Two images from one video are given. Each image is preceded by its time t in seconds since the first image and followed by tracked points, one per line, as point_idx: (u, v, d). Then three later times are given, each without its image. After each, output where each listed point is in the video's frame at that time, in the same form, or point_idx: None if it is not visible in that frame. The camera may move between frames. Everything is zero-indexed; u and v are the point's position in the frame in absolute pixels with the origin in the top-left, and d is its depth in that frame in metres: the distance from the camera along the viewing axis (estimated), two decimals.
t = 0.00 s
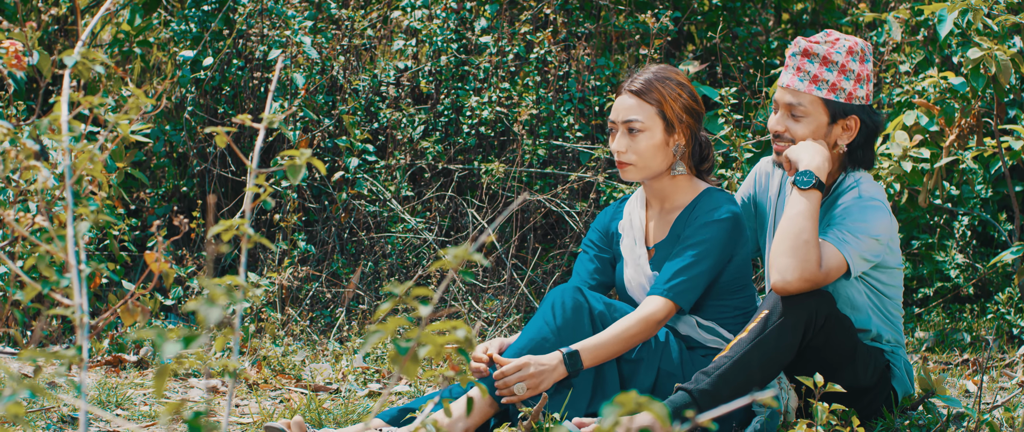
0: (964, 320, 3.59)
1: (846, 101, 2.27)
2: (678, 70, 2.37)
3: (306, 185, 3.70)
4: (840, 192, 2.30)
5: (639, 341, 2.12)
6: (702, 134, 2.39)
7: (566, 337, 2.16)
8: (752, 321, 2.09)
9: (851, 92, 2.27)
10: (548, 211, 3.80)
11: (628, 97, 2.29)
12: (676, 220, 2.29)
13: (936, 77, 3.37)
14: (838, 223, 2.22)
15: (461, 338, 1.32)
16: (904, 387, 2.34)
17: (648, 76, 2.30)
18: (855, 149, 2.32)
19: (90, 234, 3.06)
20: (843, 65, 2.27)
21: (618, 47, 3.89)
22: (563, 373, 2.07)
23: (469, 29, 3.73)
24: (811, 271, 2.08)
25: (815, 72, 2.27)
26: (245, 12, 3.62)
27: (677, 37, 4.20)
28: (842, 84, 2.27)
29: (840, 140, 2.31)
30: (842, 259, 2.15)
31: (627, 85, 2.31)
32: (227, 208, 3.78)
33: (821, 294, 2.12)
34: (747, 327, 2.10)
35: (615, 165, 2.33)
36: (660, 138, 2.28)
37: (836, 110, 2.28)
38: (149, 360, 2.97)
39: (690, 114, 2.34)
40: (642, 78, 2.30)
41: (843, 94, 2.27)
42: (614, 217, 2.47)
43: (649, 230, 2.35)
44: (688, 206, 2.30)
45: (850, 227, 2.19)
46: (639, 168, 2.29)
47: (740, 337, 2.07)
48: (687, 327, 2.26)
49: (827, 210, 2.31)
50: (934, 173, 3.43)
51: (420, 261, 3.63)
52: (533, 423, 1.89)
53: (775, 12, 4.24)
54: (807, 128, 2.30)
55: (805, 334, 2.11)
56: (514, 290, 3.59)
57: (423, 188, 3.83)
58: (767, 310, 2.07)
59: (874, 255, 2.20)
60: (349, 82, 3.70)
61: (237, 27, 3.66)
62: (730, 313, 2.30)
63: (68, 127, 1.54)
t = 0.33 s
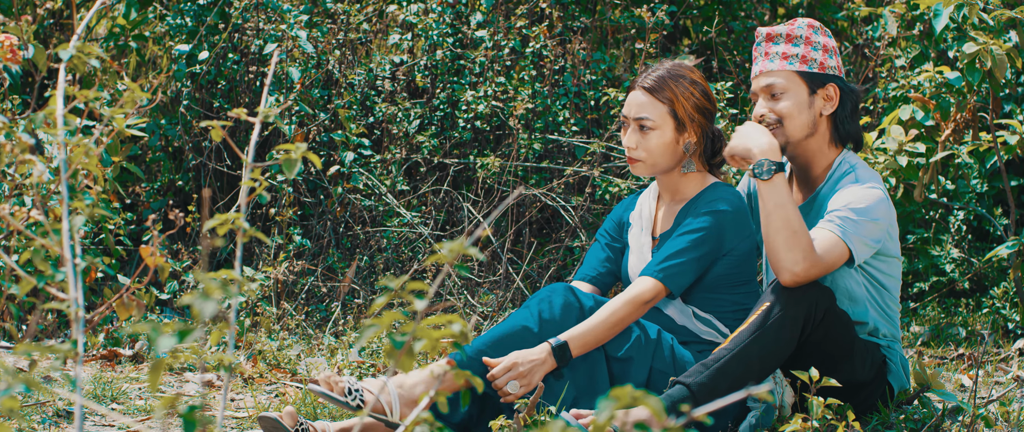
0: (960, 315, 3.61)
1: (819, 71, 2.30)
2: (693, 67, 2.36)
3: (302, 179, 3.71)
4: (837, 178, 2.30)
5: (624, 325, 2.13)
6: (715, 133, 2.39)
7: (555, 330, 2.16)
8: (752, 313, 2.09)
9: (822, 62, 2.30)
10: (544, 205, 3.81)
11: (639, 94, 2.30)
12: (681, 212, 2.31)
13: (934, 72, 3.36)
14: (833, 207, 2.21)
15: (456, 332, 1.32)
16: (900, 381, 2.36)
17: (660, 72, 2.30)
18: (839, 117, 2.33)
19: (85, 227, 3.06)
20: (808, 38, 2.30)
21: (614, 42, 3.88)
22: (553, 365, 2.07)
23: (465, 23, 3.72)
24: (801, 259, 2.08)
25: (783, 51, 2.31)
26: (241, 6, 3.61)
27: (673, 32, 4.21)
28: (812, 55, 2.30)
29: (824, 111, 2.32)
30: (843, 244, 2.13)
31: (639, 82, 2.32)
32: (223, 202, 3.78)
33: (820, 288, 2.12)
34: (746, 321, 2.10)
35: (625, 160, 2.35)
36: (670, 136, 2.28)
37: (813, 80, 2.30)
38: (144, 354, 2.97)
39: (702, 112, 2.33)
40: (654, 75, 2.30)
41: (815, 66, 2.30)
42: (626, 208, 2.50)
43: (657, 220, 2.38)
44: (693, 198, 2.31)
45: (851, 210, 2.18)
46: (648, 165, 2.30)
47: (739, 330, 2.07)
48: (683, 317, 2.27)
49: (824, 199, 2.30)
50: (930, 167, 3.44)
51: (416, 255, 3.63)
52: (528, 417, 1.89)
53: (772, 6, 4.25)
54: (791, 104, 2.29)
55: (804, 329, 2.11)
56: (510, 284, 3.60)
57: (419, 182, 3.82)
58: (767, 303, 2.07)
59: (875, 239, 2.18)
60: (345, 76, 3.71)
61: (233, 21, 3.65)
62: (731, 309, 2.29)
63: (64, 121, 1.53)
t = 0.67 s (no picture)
0: (947, 315, 3.64)
1: (807, 77, 2.32)
2: (693, 66, 2.38)
3: (289, 178, 3.70)
4: (819, 178, 2.31)
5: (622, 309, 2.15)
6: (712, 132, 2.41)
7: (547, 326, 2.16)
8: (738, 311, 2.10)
9: (810, 68, 2.33)
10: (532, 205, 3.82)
11: (638, 91, 2.31)
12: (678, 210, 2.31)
13: (921, 72, 3.39)
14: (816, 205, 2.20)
15: (444, 331, 1.32)
16: (887, 381, 2.38)
17: (660, 71, 2.32)
18: (824, 123, 2.35)
19: (71, 227, 3.04)
20: (798, 43, 2.31)
21: (602, 41, 3.89)
22: (539, 333, 2.10)
23: (453, 23, 3.72)
24: (774, 267, 2.03)
25: (772, 55, 2.31)
26: (229, 5, 3.60)
27: (661, 31, 4.22)
28: (801, 61, 2.32)
29: (810, 117, 2.34)
30: (825, 244, 2.13)
31: (639, 79, 2.34)
32: (211, 201, 3.77)
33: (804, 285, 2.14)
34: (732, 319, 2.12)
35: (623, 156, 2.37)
36: (667, 134, 2.30)
37: (799, 87, 2.32)
38: (131, 354, 2.95)
39: (700, 111, 2.35)
40: (654, 73, 2.31)
41: (803, 71, 2.32)
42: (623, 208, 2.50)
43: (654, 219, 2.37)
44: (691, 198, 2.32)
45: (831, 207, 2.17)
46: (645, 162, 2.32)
47: (725, 328, 2.08)
48: (677, 316, 2.29)
49: (808, 196, 2.31)
50: (917, 167, 3.48)
51: (404, 255, 3.63)
52: (516, 417, 1.89)
53: (759, 6, 4.27)
54: (776, 110, 2.31)
55: (790, 326, 2.13)
56: (498, 284, 3.60)
57: (407, 182, 3.82)
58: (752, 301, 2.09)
59: (859, 238, 2.20)
60: (332, 76, 3.70)
61: (220, 20, 3.63)
62: (727, 309, 2.30)
63: (50, 121, 1.52)
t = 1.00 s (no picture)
0: (936, 315, 3.66)
1: (815, 106, 2.27)
2: (685, 72, 2.43)
3: (278, 178, 3.69)
4: (801, 184, 2.32)
5: (568, 285, 2.13)
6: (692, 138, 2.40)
7: (532, 328, 2.20)
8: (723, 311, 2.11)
9: (820, 97, 2.27)
10: (521, 205, 3.82)
11: (623, 78, 2.37)
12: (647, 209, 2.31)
13: (910, 72, 3.41)
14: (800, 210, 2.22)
15: (433, 332, 1.33)
16: (876, 380, 2.40)
17: (648, 64, 2.38)
18: (817, 150, 2.34)
19: (60, 227, 3.02)
20: (814, 70, 2.26)
21: (591, 42, 3.90)
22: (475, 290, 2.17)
23: (442, 23, 3.72)
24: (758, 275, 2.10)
25: (786, 77, 2.25)
26: (218, 5, 3.59)
27: (650, 32, 4.23)
28: (813, 89, 2.26)
29: (806, 142, 2.32)
30: (806, 249, 2.15)
31: (628, 69, 2.40)
32: (199, 202, 3.75)
33: (790, 283, 2.15)
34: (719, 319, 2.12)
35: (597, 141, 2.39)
36: (641, 121, 2.32)
37: (804, 114, 2.28)
38: (120, 354, 2.94)
39: (682, 111, 2.36)
40: (642, 66, 2.37)
41: (812, 99, 2.27)
42: (596, 206, 2.50)
43: (625, 218, 2.39)
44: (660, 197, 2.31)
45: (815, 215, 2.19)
46: (616, 147, 2.33)
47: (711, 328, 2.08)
48: (653, 319, 2.26)
49: (789, 200, 2.32)
50: (907, 168, 3.50)
51: (393, 256, 3.62)
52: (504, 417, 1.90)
53: (748, 7, 4.29)
54: (775, 132, 2.28)
55: (776, 325, 2.13)
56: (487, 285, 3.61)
57: (396, 182, 3.82)
58: (738, 300, 2.09)
59: (842, 244, 2.23)
60: (322, 76, 3.70)
61: (210, 20, 3.62)
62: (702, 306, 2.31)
63: (39, 121, 1.51)
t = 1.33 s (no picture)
0: (921, 316, 3.69)
1: (768, 115, 2.26)
2: (646, 80, 2.46)
3: (264, 179, 3.68)
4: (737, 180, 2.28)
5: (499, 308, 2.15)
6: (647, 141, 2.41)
7: (511, 333, 2.19)
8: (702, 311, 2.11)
9: (775, 107, 2.26)
10: (507, 205, 3.82)
11: (582, 78, 2.41)
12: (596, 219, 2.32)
13: (895, 73, 3.44)
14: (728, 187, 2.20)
15: (418, 332, 1.33)
16: (856, 380, 2.41)
17: (608, 68, 2.42)
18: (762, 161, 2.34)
19: (45, 228, 3.00)
20: (773, 81, 2.25)
21: (577, 42, 3.90)
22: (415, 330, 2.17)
23: (428, 24, 3.72)
24: (647, 229, 2.07)
25: (747, 84, 2.23)
26: (203, 5, 3.57)
27: (637, 32, 4.25)
28: (769, 98, 2.25)
29: (751, 152, 2.31)
30: (730, 221, 2.12)
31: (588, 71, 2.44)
32: (185, 202, 3.74)
33: (768, 279, 2.15)
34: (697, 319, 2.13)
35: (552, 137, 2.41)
36: (596, 119, 2.33)
37: (757, 123, 2.27)
38: (106, 355, 2.93)
39: (638, 114, 2.37)
40: (605, 70, 2.41)
41: (767, 109, 2.25)
42: (552, 212, 2.51)
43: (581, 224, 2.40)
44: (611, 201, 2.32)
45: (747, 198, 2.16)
46: (569, 142, 2.34)
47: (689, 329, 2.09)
48: (616, 329, 2.27)
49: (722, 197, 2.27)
50: (892, 169, 3.55)
51: (379, 256, 3.62)
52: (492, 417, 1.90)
53: (733, 8, 4.32)
54: (725, 140, 2.25)
55: (756, 322, 2.14)
56: (473, 285, 3.61)
57: (382, 183, 3.81)
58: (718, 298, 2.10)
59: (776, 231, 2.21)
60: (308, 76, 3.70)
61: (195, 20, 3.60)
62: (666, 309, 2.29)
63: (25, 121, 1.50)
